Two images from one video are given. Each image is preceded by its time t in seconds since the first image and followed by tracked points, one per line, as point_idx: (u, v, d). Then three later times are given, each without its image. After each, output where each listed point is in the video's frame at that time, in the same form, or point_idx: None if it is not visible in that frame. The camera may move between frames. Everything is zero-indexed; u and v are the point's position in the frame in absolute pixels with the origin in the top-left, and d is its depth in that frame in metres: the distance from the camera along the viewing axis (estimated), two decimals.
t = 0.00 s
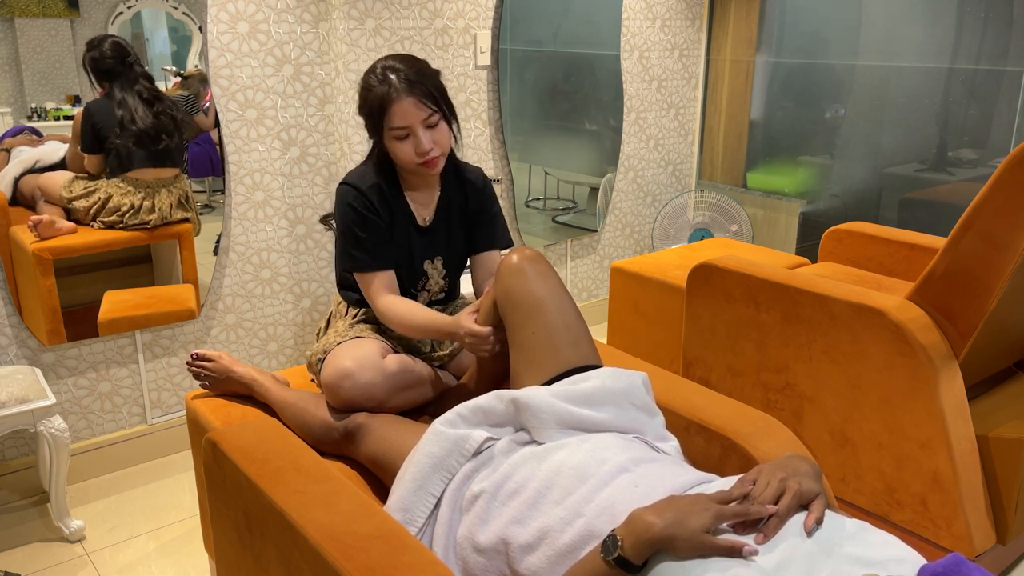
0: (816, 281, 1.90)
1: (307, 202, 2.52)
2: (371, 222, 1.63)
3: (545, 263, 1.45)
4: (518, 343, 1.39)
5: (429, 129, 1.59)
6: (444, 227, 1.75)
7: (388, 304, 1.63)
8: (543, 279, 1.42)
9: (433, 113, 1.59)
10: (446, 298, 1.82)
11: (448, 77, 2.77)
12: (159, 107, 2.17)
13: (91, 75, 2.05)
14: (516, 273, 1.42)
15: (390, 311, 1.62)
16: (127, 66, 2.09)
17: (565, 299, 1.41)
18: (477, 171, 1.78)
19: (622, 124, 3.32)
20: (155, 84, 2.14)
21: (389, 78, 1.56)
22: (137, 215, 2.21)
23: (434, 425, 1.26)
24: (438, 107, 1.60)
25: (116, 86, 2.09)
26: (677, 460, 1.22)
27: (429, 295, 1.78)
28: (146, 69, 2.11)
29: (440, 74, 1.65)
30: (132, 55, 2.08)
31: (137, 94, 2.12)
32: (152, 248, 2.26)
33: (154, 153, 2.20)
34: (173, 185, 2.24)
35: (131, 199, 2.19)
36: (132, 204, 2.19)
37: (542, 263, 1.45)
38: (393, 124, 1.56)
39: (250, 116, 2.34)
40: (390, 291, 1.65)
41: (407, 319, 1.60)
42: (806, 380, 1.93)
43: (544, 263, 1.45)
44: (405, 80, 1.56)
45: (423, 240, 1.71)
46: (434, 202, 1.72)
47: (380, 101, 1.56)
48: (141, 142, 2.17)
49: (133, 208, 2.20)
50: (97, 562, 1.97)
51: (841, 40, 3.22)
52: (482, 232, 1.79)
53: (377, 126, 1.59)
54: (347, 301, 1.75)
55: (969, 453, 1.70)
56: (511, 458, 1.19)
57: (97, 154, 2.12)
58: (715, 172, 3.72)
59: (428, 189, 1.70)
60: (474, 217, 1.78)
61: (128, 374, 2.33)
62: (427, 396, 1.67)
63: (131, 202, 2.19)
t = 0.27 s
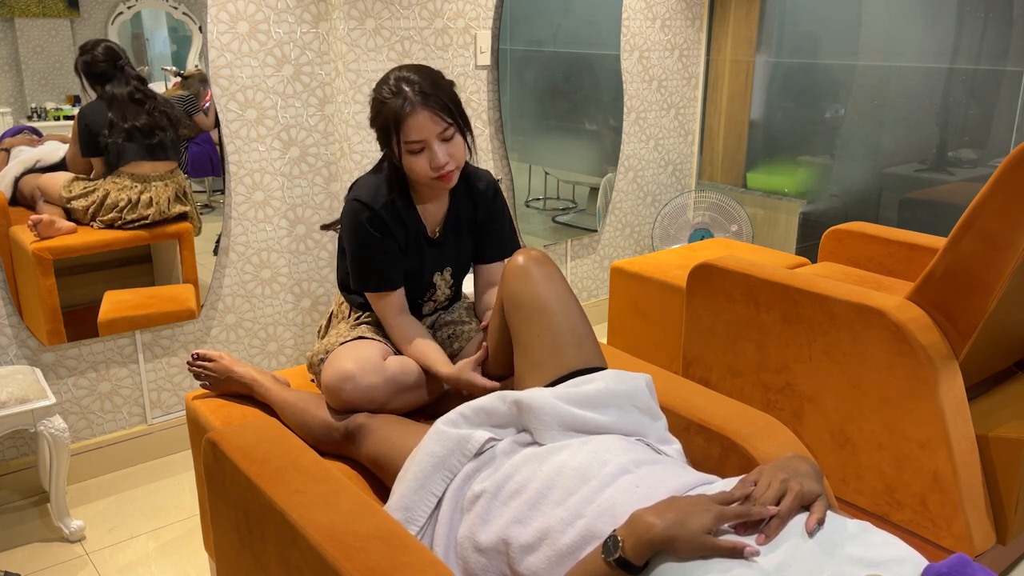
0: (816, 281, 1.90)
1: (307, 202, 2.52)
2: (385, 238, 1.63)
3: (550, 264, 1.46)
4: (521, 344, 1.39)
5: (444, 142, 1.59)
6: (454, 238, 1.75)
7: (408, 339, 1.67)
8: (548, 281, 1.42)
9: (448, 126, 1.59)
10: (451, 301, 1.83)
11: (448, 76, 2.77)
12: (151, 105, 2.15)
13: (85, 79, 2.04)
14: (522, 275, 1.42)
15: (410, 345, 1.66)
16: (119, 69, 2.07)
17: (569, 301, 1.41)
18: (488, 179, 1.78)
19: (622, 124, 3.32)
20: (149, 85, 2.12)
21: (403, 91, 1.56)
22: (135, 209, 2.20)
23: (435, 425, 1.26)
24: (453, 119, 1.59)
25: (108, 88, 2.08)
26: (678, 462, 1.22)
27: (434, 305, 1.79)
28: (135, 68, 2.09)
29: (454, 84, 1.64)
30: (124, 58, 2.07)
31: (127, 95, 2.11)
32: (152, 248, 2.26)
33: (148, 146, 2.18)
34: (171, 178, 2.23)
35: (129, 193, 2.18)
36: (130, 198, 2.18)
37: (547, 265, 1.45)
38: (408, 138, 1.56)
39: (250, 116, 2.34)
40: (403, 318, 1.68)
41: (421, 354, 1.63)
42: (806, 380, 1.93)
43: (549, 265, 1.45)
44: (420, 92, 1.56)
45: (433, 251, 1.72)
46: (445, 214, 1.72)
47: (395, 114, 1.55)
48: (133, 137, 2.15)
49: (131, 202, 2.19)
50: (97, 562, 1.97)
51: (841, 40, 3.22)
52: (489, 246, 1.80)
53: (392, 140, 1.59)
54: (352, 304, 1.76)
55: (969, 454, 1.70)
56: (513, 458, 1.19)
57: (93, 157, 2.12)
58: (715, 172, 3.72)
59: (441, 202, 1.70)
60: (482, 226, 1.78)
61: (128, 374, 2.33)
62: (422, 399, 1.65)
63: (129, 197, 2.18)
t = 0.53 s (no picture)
0: (816, 281, 1.90)
1: (307, 202, 2.52)
2: (379, 232, 1.63)
3: (551, 263, 1.46)
4: (521, 343, 1.39)
5: (429, 136, 1.59)
6: (447, 231, 1.75)
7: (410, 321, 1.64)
8: (548, 281, 1.42)
9: (432, 120, 1.59)
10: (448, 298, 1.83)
11: (448, 77, 2.77)
12: (153, 107, 2.16)
13: (85, 78, 2.04)
14: (522, 274, 1.42)
15: (412, 327, 1.63)
16: (120, 69, 2.07)
17: (569, 301, 1.41)
18: (478, 172, 1.78)
19: (622, 124, 3.32)
20: (150, 85, 2.13)
21: (387, 87, 1.56)
22: (136, 213, 2.20)
23: (435, 425, 1.26)
24: (437, 113, 1.60)
25: (109, 88, 2.08)
26: (678, 462, 1.22)
27: (432, 298, 1.79)
28: (136, 68, 2.09)
29: (437, 78, 1.64)
30: (124, 57, 2.07)
31: (130, 95, 2.11)
32: (152, 248, 2.26)
33: (150, 151, 2.19)
34: (172, 182, 2.24)
35: (130, 197, 2.18)
36: (131, 202, 2.19)
37: (547, 264, 1.45)
38: (393, 133, 1.56)
39: (250, 116, 2.34)
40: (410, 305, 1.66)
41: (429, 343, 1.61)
42: (806, 380, 1.93)
43: (549, 265, 1.45)
44: (403, 87, 1.56)
45: (428, 244, 1.72)
46: (437, 207, 1.72)
47: (379, 110, 1.55)
48: (135, 142, 2.16)
49: (132, 206, 2.19)
50: (97, 562, 1.97)
51: (841, 40, 3.22)
52: (481, 236, 1.79)
53: (377, 135, 1.59)
54: (350, 303, 1.75)
55: (969, 454, 1.70)
56: (512, 458, 1.19)
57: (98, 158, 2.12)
58: (715, 172, 3.72)
59: (430, 195, 1.70)
60: (475, 219, 1.78)
61: (128, 374, 2.33)
62: (425, 398, 1.66)
63: (130, 200, 2.19)
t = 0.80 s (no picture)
0: (816, 281, 1.90)
1: (307, 202, 2.52)
2: (368, 226, 1.63)
3: (549, 263, 1.45)
4: (521, 342, 1.39)
5: (415, 132, 1.59)
6: (438, 225, 1.75)
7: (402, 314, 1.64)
8: (546, 280, 1.42)
9: (418, 117, 1.59)
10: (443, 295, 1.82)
11: (448, 77, 2.77)
12: (157, 108, 2.17)
13: (89, 78, 2.04)
14: (521, 274, 1.42)
15: (407, 322, 1.63)
16: (124, 68, 2.08)
17: (568, 300, 1.41)
18: (466, 167, 1.79)
19: (621, 124, 3.32)
20: (153, 84, 2.14)
21: (373, 84, 1.56)
22: (137, 218, 2.21)
23: (434, 425, 1.26)
24: (423, 110, 1.60)
25: (112, 87, 2.08)
26: (677, 461, 1.22)
27: (427, 292, 1.77)
28: (141, 68, 2.10)
29: (424, 75, 1.64)
30: (127, 55, 2.08)
31: (135, 94, 2.12)
32: (152, 248, 2.26)
33: (154, 157, 2.20)
34: (174, 188, 2.24)
35: (132, 202, 2.19)
36: (132, 207, 2.20)
37: (546, 264, 1.45)
38: (379, 130, 1.56)
39: (250, 116, 2.34)
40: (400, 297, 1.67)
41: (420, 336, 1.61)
42: (806, 380, 1.93)
43: (548, 264, 1.45)
44: (389, 85, 1.56)
45: (419, 237, 1.72)
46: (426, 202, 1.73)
47: (364, 107, 1.56)
48: (139, 146, 2.17)
49: (133, 211, 2.20)
50: (97, 562, 1.97)
51: (841, 40, 3.22)
52: (472, 229, 1.79)
53: (363, 132, 1.59)
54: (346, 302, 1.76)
55: (969, 453, 1.70)
56: (512, 457, 1.19)
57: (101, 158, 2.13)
58: (714, 172, 3.72)
59: (418, 190, 1.71)
60: (465, 212, 1.78)
61: (128, 374, 2.33)
62: (423, 397, 1.66)
63: (132, 206, 2.20)
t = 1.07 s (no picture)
0: (816, 281, 1.90)
1: (307, 202, 2.52)
2: (375, 232, 1.63)
3: (546, 263, 1.45)
4: (520, 343, 1.39)
5: (427, 141, 1.58)
6: (445, 231, 1.75)
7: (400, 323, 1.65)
8: (544, 281, 1.42)
9: (429, 125, 1.58)
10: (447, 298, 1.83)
11: (448, 77, 2.77)
12: (153, 106, 2.16)
13: (85, 80, 2.04)
14: (518, 275, 1.42)
15: (405, 328, 1.64)
16: (118, 68, 2.07)
17: (566, 300, 1.41)
18: (476, 171, 1.78)
19: (622, 124, 3.32)
20: (149, 84, 2.13)
21: (383, 92, 1.56)
22: (136, 214, 2.21)
23: (434, 425, 1.26)
24: (435, 118, 1.59)
25: (108, 88, 2.08)
26: (677, 461, 1.22)
27: (432, 297, 1.78)
28: (135, 67, 2.09)
29: (435, 81, 1.64)
30: (122, 56, 2.07)
31: (130, 94, 2.11)
32: (152, 248, 2.26)
33: (152, 151, 2.19)
34: (173, 183, 2.24)
35: (131, 198, 2.19)
36: (132, 203, 2.19)
37: (543, 265, 1.45)
38: (390, 139, 1.56)
39: (250, 116, 2.34)
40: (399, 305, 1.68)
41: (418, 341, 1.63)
42: (806, 380, 1.93)
43: (545, 265, 1.45)
44: (400, 93, 1.56)
45: (425, 243, 1.72)
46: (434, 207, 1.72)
47: (375, 115, 1.55)
48: (137, 142, 2.17)
49: (133, 207, 2.20)
50: (97, 562, 1.97)
51: (841, 41, 3.22)
52: (481, 234, 1.79)
53: (374, 140, 1.59)
54: (350, 302, 1.75)
55: (969, 453, 1.70)
56: (512, 458, 1.19)
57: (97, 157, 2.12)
58: (715, 172, 3.72)
59: (428, 196, 1.70)
60: (472, 216, 1.78)
61: (128, 374, 2.33)
62: (422, 397, 1.66)
63: (131, 201, 2.19)
